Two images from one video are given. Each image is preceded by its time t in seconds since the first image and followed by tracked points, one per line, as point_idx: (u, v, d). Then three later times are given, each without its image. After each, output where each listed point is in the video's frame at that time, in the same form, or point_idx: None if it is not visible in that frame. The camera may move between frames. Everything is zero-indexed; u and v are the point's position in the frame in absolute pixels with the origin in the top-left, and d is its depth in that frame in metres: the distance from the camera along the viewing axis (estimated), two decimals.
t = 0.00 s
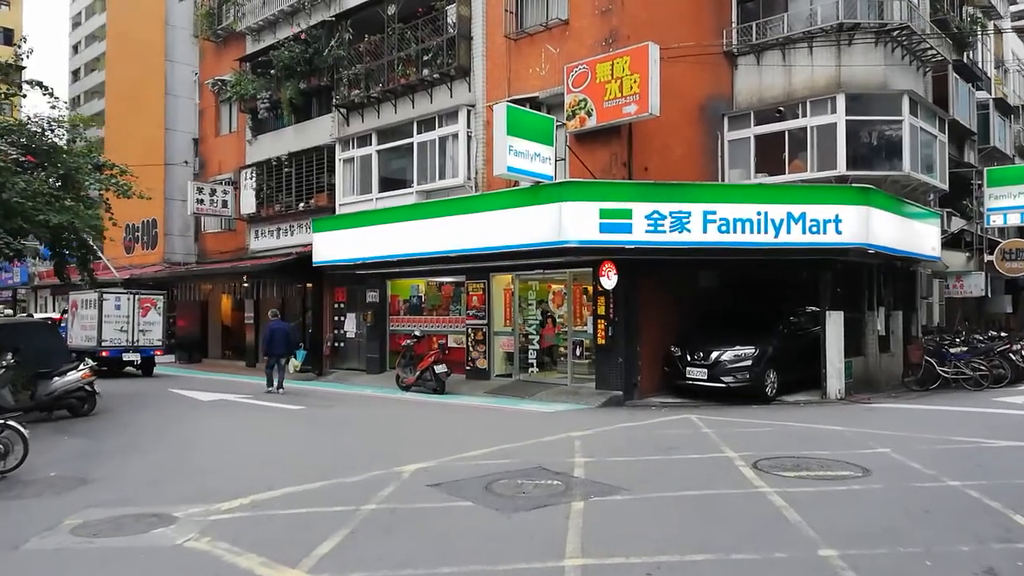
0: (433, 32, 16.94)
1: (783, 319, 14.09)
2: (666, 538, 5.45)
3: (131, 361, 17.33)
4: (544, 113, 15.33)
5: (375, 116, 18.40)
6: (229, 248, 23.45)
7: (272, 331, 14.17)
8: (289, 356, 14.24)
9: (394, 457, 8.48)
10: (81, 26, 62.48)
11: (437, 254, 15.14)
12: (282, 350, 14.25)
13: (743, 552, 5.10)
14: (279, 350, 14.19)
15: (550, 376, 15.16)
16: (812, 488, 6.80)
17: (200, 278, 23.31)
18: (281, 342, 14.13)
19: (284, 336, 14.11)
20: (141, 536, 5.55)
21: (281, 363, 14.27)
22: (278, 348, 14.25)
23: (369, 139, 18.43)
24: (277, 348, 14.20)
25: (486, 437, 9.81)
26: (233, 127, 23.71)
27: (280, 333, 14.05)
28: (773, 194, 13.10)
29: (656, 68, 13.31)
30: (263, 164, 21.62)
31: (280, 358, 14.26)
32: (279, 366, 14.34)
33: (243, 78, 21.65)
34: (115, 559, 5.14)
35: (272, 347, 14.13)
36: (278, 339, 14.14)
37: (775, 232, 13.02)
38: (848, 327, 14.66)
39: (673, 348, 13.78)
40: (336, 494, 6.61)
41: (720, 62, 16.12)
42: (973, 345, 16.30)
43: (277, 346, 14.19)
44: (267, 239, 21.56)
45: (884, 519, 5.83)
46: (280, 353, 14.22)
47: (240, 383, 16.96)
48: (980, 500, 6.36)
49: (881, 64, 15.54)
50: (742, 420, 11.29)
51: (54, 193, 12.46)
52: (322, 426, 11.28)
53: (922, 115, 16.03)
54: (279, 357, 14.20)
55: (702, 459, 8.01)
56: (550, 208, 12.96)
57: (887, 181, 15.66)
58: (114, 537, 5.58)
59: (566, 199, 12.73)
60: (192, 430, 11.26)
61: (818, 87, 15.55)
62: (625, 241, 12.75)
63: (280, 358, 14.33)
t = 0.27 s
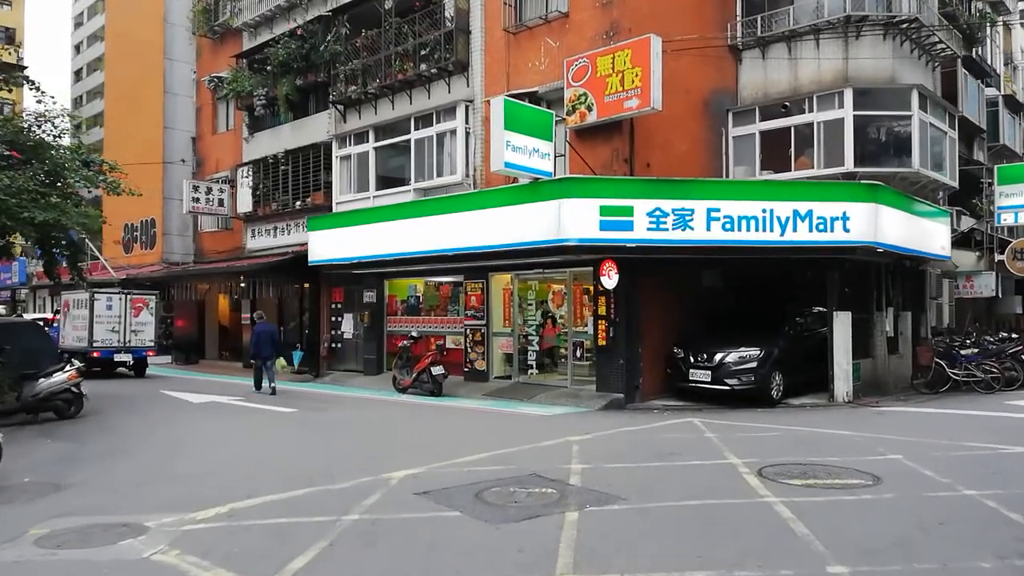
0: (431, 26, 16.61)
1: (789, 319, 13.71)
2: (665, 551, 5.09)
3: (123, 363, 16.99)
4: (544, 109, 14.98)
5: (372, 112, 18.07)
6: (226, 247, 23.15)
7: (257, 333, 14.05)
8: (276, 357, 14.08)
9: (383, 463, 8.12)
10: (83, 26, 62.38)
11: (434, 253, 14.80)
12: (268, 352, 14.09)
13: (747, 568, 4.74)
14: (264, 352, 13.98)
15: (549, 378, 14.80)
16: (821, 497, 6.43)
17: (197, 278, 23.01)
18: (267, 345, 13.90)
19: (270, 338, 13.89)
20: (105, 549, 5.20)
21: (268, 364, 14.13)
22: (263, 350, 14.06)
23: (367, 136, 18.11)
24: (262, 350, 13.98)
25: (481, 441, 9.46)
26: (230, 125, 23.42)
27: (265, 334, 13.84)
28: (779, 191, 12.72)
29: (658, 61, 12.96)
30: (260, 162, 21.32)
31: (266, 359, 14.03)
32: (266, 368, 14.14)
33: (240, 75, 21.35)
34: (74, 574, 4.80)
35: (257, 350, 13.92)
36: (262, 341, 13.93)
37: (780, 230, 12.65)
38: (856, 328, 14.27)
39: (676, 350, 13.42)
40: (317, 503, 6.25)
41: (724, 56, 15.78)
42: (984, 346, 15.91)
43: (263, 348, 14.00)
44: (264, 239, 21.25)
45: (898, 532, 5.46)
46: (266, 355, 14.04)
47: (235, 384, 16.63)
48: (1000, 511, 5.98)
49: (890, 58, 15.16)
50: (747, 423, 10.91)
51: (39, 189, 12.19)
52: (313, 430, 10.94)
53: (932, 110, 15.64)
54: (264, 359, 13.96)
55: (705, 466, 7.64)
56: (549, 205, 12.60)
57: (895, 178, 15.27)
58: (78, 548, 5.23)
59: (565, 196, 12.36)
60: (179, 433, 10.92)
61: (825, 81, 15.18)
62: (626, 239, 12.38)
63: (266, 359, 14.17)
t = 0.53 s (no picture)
0: (427, 19, 16.26)
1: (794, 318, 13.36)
2: (662, 568, 4.78)
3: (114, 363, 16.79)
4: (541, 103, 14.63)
5: (368, 108, 17.74)
6: (222, 246, 22.86)
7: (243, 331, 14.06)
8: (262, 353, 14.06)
9: (371, 470, 7.81)
10: (82, 24, 62.14)
11: (430, 251, 14.47)
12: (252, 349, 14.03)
13: None
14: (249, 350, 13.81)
15: (549, 379, 14.48)
16: (829, 507, 6.11)
17: (193, 277, 22.72)
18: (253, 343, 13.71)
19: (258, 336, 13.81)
20: (67, 567, 4.90)
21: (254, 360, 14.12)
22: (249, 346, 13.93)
23: (362, 132, 17.79)
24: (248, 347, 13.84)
25: (475, 445, 9.15)
26: (226, 122, 23.11)
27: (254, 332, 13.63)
28: (783, 186, 12.38)
29: (659, 54, 12.61)
30: (256, 160, 21.01)
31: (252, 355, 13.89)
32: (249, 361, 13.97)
33: (235, 71, 21.04)
34: None
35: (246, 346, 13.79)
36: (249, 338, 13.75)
37: (785, 227, 12.31)
38: (862, 326, 13.92)
39: (677, 349, 13.10)
40: (297, 516, 5.94)
41: (726, 49, 15.46)
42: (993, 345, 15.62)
43: (248, 346, 13.88)
44: (260, 237, 20.95)
45: (912, 547, 5.13)
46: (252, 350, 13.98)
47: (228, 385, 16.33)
48: (1018, 523, 5.66)
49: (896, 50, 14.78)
50: (751, 426, 10.58)
51: (21, 187, 11.88)
52: (303, 433, 10.64)
53: (939, 103, 15.28)
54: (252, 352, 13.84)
55: (707, 472, 7.32)
56: (546, 202, 12.26)
57: (902, 173, 14.92)
58: (39, 566, 4.93)
59: (563, 192, 12.01)
60: (166, 437, 10.63)
61: (830, 74, 14.83)
62: (625, 236, 12.03)
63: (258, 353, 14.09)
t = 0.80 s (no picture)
0: (425, 14, 15.93)
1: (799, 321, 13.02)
2: None
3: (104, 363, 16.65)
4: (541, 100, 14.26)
5: (365, 105, 17.43)
6: (218, 246, 22.56)
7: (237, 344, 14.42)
8: (249, 359, 14.49)
9: (359, 478, 7.47)
10: (84, 24, 61.96)
11: (426, 251, 14.13)
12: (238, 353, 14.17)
13: None
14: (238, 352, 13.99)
15: (547, 382, 14.13)
16: (840, 522, 5.76)
17: (188, 277, 22.42)
18: (244, 344, 14.03)
19: (247, 339, 14.31)
20: None
21: (239, 368, 14.42)
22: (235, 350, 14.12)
23: (359, 130, 17.44)
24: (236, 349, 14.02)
25: (469, 452, 8.82)
26: (223, 120, 22.82)
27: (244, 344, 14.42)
28: (789, 185, 12.04)
29: (662, 49, 12.28)
30: (252, 158, 20.70)
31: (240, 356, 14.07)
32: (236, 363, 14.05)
33: (231, 68, 20.76)
34: None
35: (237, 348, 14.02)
36: (239, 340, 14.14)
37: (790, 227, 11.96)
38: (870, 330, 13.56)
39: (680, 353, 12.76)
40: (276, 529, 5.60)
41: (730, 46, 15.16)
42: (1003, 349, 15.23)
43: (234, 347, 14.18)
44: (256, 236, 20.65)
45: (930, 566, 4.79)
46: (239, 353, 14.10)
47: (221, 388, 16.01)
48: None
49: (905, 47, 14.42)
50: (756, 432, 10.22)
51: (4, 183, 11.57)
52: (292, 438, 10.31)
53: (948, 101, 14.93)
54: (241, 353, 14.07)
55: (710, 483, 6.97)
56: (545, 200, 11.90)
57: (910, 173, 14.57)
58: None
59: (562, 190, 11.66)
60: (151, 442, 10.30)
61: (836, 72, 14.50)
62: (626, 236, 11.68)
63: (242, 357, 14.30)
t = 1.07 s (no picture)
0: (422, 3, 15.55)
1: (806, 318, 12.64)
2: None
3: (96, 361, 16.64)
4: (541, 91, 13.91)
5: (361, 98, 17.07)
6: (214, 241, 22.25)
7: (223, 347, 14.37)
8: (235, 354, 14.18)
9: (346, 485, 7.13)
10: (85, 20, 61.64)
11: (422, 246, 13.75)
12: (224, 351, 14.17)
13: None
14: (227, 348, 14.09)
15: (547, 381, 13.78)
16: (853, 534, 5.41)
17: (184, 273, 22.11)
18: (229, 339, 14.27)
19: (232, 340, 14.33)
20: None
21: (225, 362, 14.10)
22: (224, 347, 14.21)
23: (355, 123, 17.10)
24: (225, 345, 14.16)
25: (463, 455, 8.48)
26: (219, 114, 22.48)
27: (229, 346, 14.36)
28: (795, 178, 11.65)
29: (664, 37, 11.88)
30: (248, 152, 20.35)
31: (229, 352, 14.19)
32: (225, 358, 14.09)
33: (226, 60, 20.42)
34: None
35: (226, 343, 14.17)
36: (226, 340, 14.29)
37: (797, 221, 11.57)
38: (879, 327, 13.16)
39: (683, 351, 12.40)
40: (252, 544, 5.26)
41: (735, 36, 14.75)
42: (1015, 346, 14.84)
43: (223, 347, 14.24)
44: (252, 232, 20.32)
45: None
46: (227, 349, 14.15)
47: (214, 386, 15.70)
48: None
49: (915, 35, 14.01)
50: (762, 434, 9.86)
51: None
52: (282, 440, 9.99)
53: (959, 92, 14.51)
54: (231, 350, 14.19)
55: (715, 490, 6.61)
56: (544, 194, 11.51)
57: (920, 165, 14.17)
58: None
59: (561, 184, 11.28)
60: (136, 444, 9.98)
61: (844, 61, 14.10)
62: (628, 231, 11.29)
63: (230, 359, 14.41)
